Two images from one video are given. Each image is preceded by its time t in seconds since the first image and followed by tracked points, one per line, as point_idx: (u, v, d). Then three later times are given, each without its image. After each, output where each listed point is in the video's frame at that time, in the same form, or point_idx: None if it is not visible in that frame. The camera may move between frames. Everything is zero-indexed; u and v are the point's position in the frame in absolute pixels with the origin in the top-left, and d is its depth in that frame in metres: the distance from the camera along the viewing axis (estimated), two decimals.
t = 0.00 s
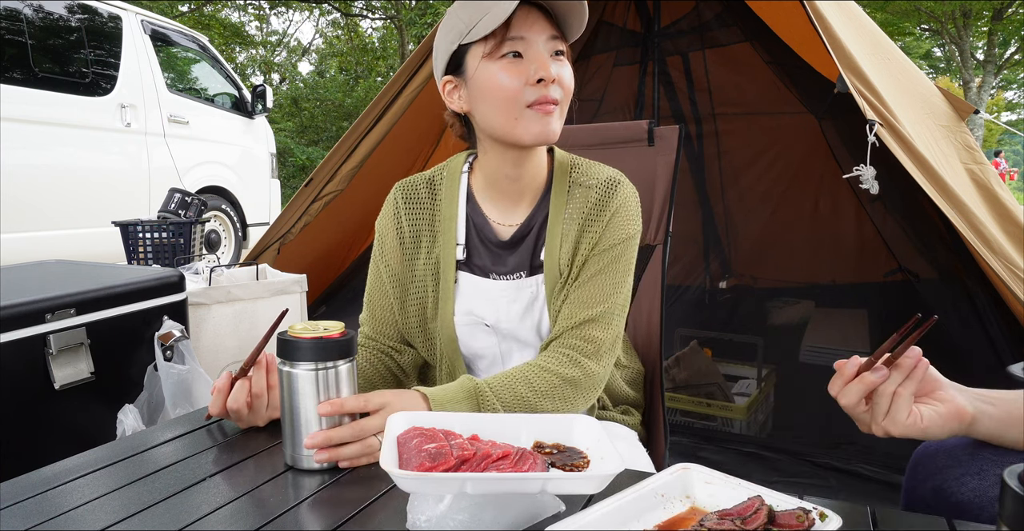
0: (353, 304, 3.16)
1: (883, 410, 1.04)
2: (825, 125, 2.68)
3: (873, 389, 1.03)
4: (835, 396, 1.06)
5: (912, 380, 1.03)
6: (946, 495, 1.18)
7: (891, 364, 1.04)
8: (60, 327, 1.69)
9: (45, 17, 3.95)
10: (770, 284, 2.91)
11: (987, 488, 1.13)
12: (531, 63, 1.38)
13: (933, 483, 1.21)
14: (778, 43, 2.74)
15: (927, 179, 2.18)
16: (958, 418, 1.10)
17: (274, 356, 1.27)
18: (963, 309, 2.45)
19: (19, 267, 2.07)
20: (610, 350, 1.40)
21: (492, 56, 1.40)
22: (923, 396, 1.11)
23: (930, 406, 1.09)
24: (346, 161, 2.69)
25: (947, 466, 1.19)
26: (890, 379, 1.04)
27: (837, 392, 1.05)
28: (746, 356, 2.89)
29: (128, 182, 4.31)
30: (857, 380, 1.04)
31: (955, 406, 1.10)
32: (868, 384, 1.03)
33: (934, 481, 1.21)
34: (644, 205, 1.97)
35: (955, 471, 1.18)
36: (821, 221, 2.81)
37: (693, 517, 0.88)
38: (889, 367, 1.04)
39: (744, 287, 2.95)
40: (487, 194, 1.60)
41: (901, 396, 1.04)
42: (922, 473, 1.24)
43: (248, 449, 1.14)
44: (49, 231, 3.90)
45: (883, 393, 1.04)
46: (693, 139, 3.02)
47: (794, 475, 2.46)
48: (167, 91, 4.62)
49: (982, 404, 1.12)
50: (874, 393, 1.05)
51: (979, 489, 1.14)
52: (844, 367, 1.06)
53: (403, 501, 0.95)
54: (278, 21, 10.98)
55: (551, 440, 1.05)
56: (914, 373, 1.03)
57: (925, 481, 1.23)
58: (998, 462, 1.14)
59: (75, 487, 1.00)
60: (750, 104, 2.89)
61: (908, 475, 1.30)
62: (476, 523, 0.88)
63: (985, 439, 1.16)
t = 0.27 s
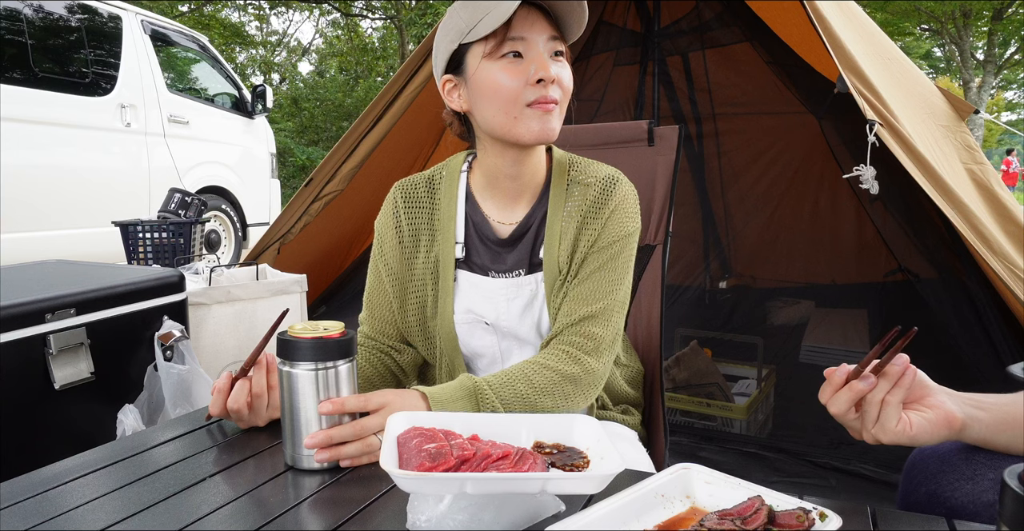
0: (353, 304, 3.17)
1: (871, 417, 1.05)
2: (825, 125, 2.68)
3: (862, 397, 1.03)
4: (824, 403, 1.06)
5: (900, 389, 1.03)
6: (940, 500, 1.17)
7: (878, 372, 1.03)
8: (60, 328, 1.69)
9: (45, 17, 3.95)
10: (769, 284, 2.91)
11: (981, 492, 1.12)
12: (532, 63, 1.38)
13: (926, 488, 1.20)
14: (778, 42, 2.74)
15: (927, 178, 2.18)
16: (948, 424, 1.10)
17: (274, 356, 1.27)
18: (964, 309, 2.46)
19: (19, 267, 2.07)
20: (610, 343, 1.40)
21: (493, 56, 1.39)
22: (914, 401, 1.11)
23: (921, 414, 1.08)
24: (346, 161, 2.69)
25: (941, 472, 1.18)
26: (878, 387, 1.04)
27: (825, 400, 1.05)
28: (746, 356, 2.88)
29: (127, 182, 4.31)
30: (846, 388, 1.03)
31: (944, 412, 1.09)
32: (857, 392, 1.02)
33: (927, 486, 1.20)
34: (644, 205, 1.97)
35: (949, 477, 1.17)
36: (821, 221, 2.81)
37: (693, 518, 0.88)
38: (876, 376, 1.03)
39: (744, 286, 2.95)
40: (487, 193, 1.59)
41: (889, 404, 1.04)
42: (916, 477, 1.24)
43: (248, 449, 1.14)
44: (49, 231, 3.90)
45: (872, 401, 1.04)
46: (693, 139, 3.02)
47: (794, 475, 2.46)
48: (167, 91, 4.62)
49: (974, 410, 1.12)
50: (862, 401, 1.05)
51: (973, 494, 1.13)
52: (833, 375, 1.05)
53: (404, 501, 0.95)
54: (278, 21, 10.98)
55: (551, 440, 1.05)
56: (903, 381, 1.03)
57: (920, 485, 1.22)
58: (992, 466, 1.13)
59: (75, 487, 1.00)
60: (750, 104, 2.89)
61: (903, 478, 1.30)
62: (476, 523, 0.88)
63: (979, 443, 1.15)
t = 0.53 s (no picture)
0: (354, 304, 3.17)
1: (867, 421, 1.04)
2: (825, 125, 2.68)
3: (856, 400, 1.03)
4: (820, 407, 1.05)
5: (893, 391, 1.04)
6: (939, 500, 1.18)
7: (872, 376, 1.04)
8: (59, 328, 1.69)
9: (45, 17, 3.95)
10: (769, 284, 2.91)
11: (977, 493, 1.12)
12: (508, 79, 1.35)
13: (926, 489, 1.20)
14: (778, 42, 2.73)
15: (926, 178, 2.18)
16: (944, 426, 1.08)
17: (274, 356, 1.26)
18: (964, 309, 2.45)
19: (19, 267, 2.07)
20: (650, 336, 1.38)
21: (471, 69, 1.37)
22: (909, 404, 1.09)
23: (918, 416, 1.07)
24: (346, 161, 2.69)
25: (939, 473, 1.19)
26: (872, 390, 1.04)
27: (821, 403, 1.05)
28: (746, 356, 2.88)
29: (127, 182, 4.31)
30: (840, 392, 1.03)
31: (941, 415, 1.08)
32: (851, 396, 1.02)
33: (926, 487, 1.20)
34: (644, 205, 1.97)
35: (948, 478, 1.17)
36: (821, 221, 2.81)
37: (694, 517, 0.88)
38: (869, 379, 1.04)
39: (744, 286, 2.95)
40: (483, 193, 1.59)
41: (884, 407, 1.04)
42: (916, 478, 1.24)
43: (248, 449, 1.14)
44: (49, 231, 3.90)
45: (866, 404, 1.04)
46: (693, 138, 3.02)
47: (794, 475, 2.46)
48: (167, 91, 4.62)
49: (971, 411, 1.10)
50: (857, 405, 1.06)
51: (972, 495, 1.12)
52: (826, 380, 1.06)
53: (403, 501, 0.95)
54: (278, 21, 10.98)
55: (552, 440, 1.05)
56: (895, 385, 1.04)
57: (919, 486, 1.22)
58: (990, 468, 1.14)
59: (75, 487, 1.00)
60: (750, 104, 2.89)
61: (902, 478, 1.30)
62: (476, 523, 0.88)
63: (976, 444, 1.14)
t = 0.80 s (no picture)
0: (354, 304, 3.17)
1: (866, 421, 1.06)
2: (825, 125, 2.67)
3: (855, 401, 1.04)
4: (819, 407, 1.07)
5: (893, 392, 1.05)
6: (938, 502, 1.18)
7: (872, 376, 1.05)
8: (60, 328, 1.69)
9: (45, 17, 3.95)
10: (769, 284, 2.91)
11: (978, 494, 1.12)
12: (521, 68, 1.36)
13: (926, 491, 1.20)
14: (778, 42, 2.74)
15: (926, 178, 2.18)
16: (944, 427, 1.09)
17: (271, 355, 1.27)
18: (964, 309, 2.45)
19: (19, 267, 2.07)
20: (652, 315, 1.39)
21: (482, 61, 1.38)
22: (908, 404, 1.11)
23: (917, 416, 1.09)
24: (345, 161, 2.69)
25: (938, 475, 1.19)
26: (872, 391, 1.05)
27: (820, 403, 1.06)
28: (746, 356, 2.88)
29: (127, 182, 4.31)
30: (839, 392, 1.04)
31: (940, 415, 1.09)
32: (851, 396, 1.03)
33: (926, 489, 1.20)
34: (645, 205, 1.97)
35: (947, 479, 1.17)
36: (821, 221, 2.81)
37: (693, 517, 0.88)
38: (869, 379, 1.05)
39: (744, 286, 2.95)
40: (486, 191, 1.59)
41: (883, 408, 1.05)
42: (915, 480, 1.24)
43: (247, 449, 1.14)
44: (49, 231, 3.90)
45: (866, 405, 1.05)
46: (693, 138, 3.02)
47: (794, 475, 2.46)
48: (167, 91, 4.62)
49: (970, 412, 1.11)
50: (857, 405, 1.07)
51: (972, 496, 1.12)
52: (827, 379, 1.07)
53: (403, 501, 0.95)
54: (278, 21, 10.98)
55: (552, 440, 1.05)
56: (895, 385, 1.05)
57: (918, 488, 1.22)
58: (990, 469, 1.13)
59: (75, 487, 1.00)
60: (750, 103, 2.89)
61: (902, 478, 1.30)
62: (476, 523, 0.87)
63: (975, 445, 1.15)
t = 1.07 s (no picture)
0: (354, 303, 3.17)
1: (868, 424, 1.04)
2: (825, 125, 2.67)
3: (857, 404, 1.03)
4: (821, 410, 1.06)
5: (896, 395, 1.03)
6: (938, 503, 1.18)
7: (874, 379, 1.04)
8: (60, 328, 1.69)
9: (45, 17, 3.94)
10: (769, 284, 2.91)
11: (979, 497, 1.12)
12: (520, 63, 1.37)
13: (926, 492, 1.20)
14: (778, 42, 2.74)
15: (926, 178, 2.18)
16: (947, 430, 1.08)
17: (275, 356, 1.27)
18: (964, 309, 2.45)
19: (19, 267, 2.07)
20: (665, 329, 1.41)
21: (481, 58, 1.39)
22: (911, 407, 1.10)
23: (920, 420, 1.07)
24: (346, 161, 2.69)
25: (939, 475, 1.19)
26: (874, 394, 1.04)
27: (822, 406, 1.05)
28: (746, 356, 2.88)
29: (128, 182, 4.31)
30: (842, 396, 1.04)
31: (943, 418, 1.08)
32: (852, 399, 1.03)
33: (926, 489, 1.20)
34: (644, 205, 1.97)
35: (948, 480, 1.17)
36: (821, 221, 2.81)
37: (693, 518, 0.88)
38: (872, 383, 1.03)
39: (744, 286, 2.95)
40: (487, 192, 1.60)
41: (886, 412, 1.03)
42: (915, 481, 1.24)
43: (248, 449, 1.14)
44: (49, 231, 3.90)
45: (867, 409, 1.04)
46: (693, 139, 3.02)
47: (794, 475, 2.46)
48: (167, 91, 4.62)
49: (973, 414, 1.11)
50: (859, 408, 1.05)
51: (972, 498, 1.12)
52: (829, 382, 1.06)
53: (403, 501, 0.95)
54: (278, 21, 10.97)
55: (552, 440, 1.05)
56: (898, 389, 1.04)
57: (919, 490, 1.22)
58: (990, 470, 1.13)
59: (75, 487, 1.00)
60: (750, 104, 2.89)
61: (902, 478, 1.31)
62: (476, 523, 0.87)
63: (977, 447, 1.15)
